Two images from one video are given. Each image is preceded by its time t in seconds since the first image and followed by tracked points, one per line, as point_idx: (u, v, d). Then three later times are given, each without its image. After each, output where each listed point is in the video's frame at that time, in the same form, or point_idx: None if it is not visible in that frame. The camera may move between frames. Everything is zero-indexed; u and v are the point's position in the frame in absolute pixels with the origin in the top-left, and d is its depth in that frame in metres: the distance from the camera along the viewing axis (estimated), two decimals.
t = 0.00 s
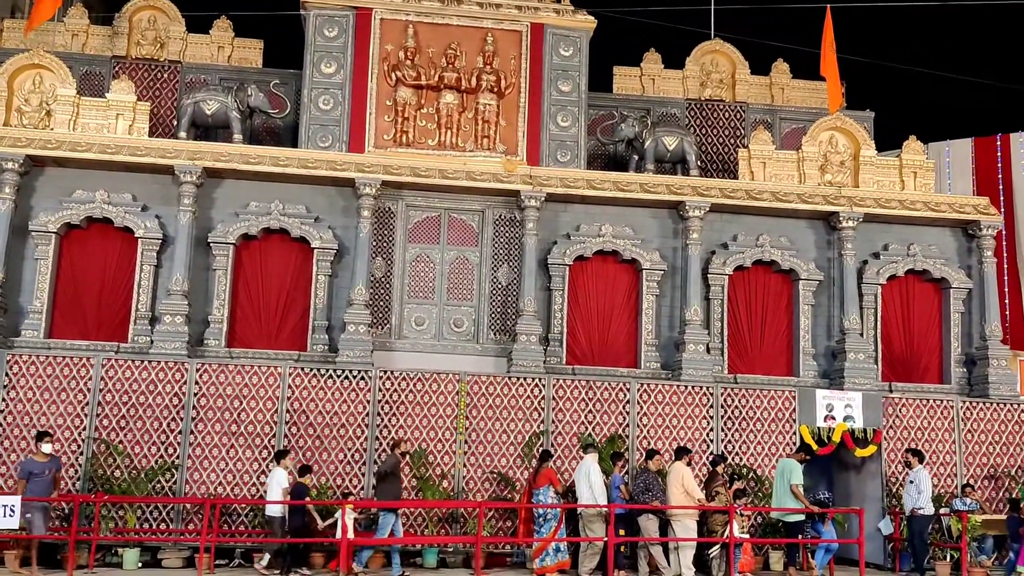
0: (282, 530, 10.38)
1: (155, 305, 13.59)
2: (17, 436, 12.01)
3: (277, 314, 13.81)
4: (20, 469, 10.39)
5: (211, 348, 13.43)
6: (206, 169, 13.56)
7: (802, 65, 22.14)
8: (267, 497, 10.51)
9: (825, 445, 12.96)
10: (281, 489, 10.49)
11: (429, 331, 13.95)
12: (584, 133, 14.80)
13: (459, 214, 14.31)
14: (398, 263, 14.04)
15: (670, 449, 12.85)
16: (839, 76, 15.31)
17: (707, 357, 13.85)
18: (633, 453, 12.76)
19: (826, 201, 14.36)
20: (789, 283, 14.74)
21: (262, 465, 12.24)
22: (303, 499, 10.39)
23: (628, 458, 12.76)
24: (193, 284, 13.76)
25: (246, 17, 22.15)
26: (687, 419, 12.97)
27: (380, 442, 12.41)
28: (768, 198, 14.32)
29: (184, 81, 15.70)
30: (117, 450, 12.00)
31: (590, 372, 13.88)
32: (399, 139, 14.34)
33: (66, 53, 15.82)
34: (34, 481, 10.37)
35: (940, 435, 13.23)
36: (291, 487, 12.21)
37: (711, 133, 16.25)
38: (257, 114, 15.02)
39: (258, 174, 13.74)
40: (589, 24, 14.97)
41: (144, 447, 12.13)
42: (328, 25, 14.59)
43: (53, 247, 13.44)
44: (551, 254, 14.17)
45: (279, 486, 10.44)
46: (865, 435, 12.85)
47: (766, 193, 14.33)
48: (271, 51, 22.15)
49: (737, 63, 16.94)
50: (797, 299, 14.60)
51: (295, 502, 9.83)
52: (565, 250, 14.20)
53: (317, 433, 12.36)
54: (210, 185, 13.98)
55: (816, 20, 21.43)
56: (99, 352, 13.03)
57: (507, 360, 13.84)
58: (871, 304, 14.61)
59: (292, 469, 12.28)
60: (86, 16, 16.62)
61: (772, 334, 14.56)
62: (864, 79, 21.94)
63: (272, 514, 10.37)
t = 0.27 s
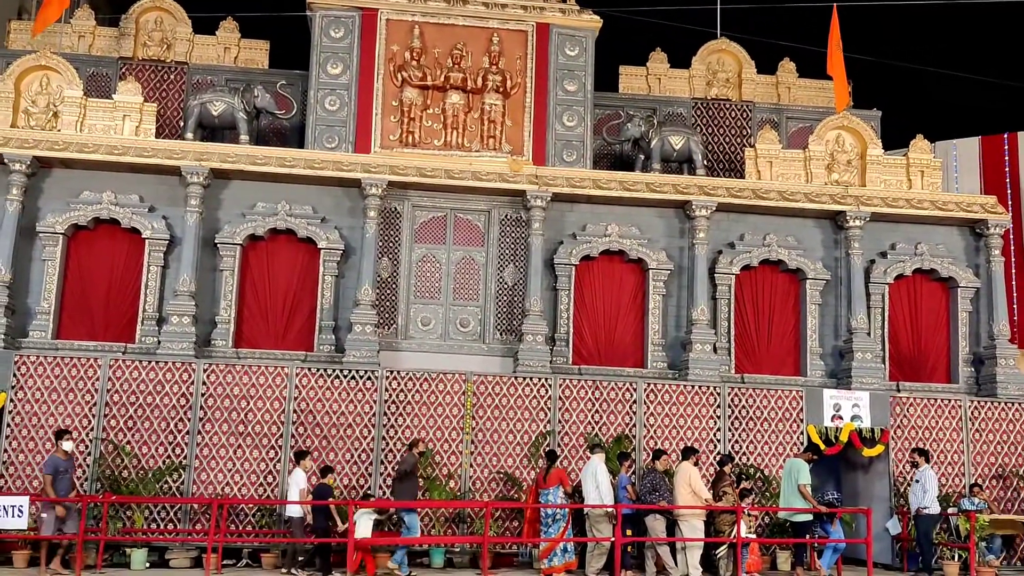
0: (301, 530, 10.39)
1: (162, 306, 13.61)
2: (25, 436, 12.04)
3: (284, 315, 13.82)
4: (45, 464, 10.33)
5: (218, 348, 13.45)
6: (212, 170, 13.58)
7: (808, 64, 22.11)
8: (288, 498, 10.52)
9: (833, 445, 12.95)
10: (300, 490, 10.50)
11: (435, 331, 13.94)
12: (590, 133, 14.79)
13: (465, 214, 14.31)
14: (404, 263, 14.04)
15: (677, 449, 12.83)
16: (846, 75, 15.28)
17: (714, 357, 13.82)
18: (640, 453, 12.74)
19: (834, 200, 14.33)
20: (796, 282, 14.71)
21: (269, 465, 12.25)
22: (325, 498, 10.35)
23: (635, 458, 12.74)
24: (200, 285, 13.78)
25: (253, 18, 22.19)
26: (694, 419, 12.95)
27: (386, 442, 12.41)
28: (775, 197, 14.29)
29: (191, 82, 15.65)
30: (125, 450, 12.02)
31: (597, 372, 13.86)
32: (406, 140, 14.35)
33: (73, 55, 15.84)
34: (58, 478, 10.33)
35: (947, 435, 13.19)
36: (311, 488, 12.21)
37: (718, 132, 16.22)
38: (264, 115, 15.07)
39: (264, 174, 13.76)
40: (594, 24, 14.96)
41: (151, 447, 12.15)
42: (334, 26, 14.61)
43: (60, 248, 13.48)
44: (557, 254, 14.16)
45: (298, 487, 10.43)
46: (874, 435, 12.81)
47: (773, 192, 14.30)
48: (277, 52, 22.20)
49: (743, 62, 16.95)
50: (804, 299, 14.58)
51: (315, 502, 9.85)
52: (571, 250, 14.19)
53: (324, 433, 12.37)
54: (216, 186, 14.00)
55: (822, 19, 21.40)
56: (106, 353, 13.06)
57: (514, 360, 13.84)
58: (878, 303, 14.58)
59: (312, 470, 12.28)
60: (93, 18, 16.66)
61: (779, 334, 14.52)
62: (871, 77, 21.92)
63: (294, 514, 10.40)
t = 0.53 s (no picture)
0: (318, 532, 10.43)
1: (172, 308, 13.65)
2: (35, 439, 12.08)
3: (293, 317, 13.84)
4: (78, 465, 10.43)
5: (228, 350, 13.48)
6: (221, 173, 13.61)
7: (816, 64, 22.06)
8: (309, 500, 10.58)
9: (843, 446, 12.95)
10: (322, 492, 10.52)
11: (444, 333, 13.95)
12: (598, 134, 14.78)
13: (474, 216, 14.32)
14: (413, 265, 14.06)
15: (687, 451, 12.80)
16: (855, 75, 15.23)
17: (724, 359, 13.79)
18: (650, 455, 12.72)
19: (843, 201, 14.30)
20: (805, 283, 14.68)
21: (279, 467, 12.27)
22: (347, 499, 10.37)
23: (644, 460, 12.72)
24: (209, 287, 13.81)
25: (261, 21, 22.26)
26: (704, 421, 12.92)
27: (396, 444, 12.42)
28: (784, 198, 14.26)
29: (200, 85, 15.69)
30: (135, 452, 12.05)
31: (606, 373, 13.85)
32: (414, 142, 14.36)
33: (83, 59, 15.90)
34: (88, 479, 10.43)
35: (958, 436, 13.15)
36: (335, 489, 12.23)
37: (726, 133, 16.18)
38: (273, 118, 15.12)
39: (273, 177, 13.79)
40: (602, 25, 14.96)
41: (161, 450, 12.18)
42: (343, 29, 14.63)
43: (70, 251, 13.52)
44: (566, 256, 14.15)
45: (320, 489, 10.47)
46: (884, 437, 12.82)
47: (782, 193, 14.27)
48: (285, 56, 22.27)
49: (752, 63, 16.89)
50: (813, 300, 14.54)
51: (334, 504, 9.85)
52: (579, 252, 14.18)
53: (333, 435, 12.38)
54: (226, 189, 14.03)
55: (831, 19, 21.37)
56: (116, 355, 13.10)
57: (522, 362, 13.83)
58: (888, 304, 14.54)
59: (335, 472, 12.28)
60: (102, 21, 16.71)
61: (789, 335, 14.49)
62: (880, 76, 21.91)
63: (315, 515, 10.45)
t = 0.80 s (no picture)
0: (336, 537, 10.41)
1: (180, 314, 13.67)
2: (44, 444, 12.11)
3: (301, 322, 13.86)
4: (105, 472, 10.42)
5: (235, 355, 13.49)
6: (229, 178, 13.65)
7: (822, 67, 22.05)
8: (328, 505, 10.59)
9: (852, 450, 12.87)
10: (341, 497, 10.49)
11: (451, 337, 13.95)
12: (605, 139, 14.79)
13: (480, 220, 14.32)
14: (420, 269, 14.06)
15: (695, 455, 12.77)
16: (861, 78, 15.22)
17: (731, 362, 13.76)
18: (658, 459, 12.69)
19: (850, 204, 14.27)
20: (813, 287, 14.64)
21: (286, 472, 12.27)
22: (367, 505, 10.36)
23: (652, 464, 12.70)
24: (217, 293, 13.84)
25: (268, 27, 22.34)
26: (712, 425, 12.90)
27: (403, 449, 12.41)
28: (791, 201, 14.24)
29: (207, 92, 15.68)
30: (143, 457, 12.06)
31: (613, 378, 13.83)
32: (420, 147, 14.37)
33: (90, 65, 15.95)
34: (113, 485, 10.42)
35: (967, 440, 13.10)
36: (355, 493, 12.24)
37: (733, 137, 16.16)
38: (280, 124, 15.16)
39: (280, 183, 13.82)
40: (608, 30, 14.97)
41: (169, 455, 12.19)
42: (349, 35, 14.67)
43: (78, 257, 13.55)
44: (573, 259, 14.14)
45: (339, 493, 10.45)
46: (892, 439, 12.77)
47: (789, 196, 14.25)
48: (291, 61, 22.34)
49: (757, 66, 16.94)
50: (821, 303, 14.51)
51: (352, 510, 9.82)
52: (586, 255, 14.16)
53: (340, 440, 12.39)
54: (233, 195, 14.06)
55: (837, 22, 21.37)
56: (124, 361, 13.13)
57: (529, 366, 13.83)
58: (896, 307, 14.49)
59: (354, 476, 12.28)
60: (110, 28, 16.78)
61: (797, 339, 14.45)
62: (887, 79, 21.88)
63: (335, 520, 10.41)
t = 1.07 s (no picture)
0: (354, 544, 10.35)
1: (186, 322, 13.69)
2: (51, 453, 12.14)
3: (307, 329, 13.87)
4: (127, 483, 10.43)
5: (242, 363, 13.50)
6: (235, 187, 13.69)
7: (828, 73, 22.04)
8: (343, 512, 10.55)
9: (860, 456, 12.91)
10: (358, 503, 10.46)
11: (457, 344, 13.95)
12: (610, 145, 14.79)
13: (486, 227, 14.34)
14: (426, 276, 14.07)
15: (702, 462, 12.74)
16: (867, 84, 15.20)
17: (738, 369, 13.73)
18: (665, 466, 12.67)
19: (856, 210, 14.26)
20: (820, 292, 14.61)
21: (293, 480, 12.27)
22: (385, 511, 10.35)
23: (659, 471, 12.67)
24: (223, 301, 13.86)
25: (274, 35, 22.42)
26: (719, 432, 12.86)
27: (409, 456, 12.40)
28: (797, 207, 14.23)
29: (214, 100, 15.78)
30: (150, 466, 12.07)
31: (620, 385, 13.81)
32: (426, 154, 14.38)
33: (98, 75, 16.01)
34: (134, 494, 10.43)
35: (976, 446, 13.04)
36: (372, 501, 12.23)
37: (738, 143, 16.13)
38: (285, 132, 15.20)
39: (286, 191, 13.85)
40: (613, 37, 14.98)
41: (176, 463, 12.20)
42: (355, 43, 14.71)
43: (85, 265, 13.59)
44: (579, 266, 14.14)
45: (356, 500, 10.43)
46: (900, 446, 12.81)
47: (795, 202, 14.23)
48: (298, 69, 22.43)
49: (762, 72, 16.88)
50: (828, 309, 14.48)
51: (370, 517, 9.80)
52: (592, 262, 14.16)
53: (347, 447, 12.39)
54: (239, 203, 14.10)
55: (842, 28, 21.36)
56: (131, 369, 13.16)
57: (536, 373, 13.82)
58: (903, 313, 14.45)
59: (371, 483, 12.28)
60: (117, 37, 16.82)
61: (804, 345, 14.42)
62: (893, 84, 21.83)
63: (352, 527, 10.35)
